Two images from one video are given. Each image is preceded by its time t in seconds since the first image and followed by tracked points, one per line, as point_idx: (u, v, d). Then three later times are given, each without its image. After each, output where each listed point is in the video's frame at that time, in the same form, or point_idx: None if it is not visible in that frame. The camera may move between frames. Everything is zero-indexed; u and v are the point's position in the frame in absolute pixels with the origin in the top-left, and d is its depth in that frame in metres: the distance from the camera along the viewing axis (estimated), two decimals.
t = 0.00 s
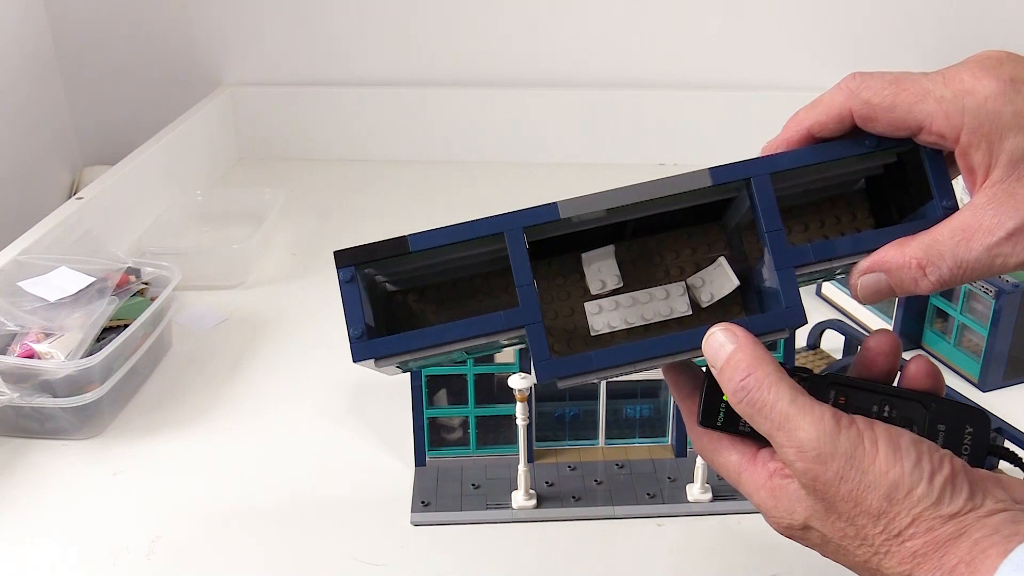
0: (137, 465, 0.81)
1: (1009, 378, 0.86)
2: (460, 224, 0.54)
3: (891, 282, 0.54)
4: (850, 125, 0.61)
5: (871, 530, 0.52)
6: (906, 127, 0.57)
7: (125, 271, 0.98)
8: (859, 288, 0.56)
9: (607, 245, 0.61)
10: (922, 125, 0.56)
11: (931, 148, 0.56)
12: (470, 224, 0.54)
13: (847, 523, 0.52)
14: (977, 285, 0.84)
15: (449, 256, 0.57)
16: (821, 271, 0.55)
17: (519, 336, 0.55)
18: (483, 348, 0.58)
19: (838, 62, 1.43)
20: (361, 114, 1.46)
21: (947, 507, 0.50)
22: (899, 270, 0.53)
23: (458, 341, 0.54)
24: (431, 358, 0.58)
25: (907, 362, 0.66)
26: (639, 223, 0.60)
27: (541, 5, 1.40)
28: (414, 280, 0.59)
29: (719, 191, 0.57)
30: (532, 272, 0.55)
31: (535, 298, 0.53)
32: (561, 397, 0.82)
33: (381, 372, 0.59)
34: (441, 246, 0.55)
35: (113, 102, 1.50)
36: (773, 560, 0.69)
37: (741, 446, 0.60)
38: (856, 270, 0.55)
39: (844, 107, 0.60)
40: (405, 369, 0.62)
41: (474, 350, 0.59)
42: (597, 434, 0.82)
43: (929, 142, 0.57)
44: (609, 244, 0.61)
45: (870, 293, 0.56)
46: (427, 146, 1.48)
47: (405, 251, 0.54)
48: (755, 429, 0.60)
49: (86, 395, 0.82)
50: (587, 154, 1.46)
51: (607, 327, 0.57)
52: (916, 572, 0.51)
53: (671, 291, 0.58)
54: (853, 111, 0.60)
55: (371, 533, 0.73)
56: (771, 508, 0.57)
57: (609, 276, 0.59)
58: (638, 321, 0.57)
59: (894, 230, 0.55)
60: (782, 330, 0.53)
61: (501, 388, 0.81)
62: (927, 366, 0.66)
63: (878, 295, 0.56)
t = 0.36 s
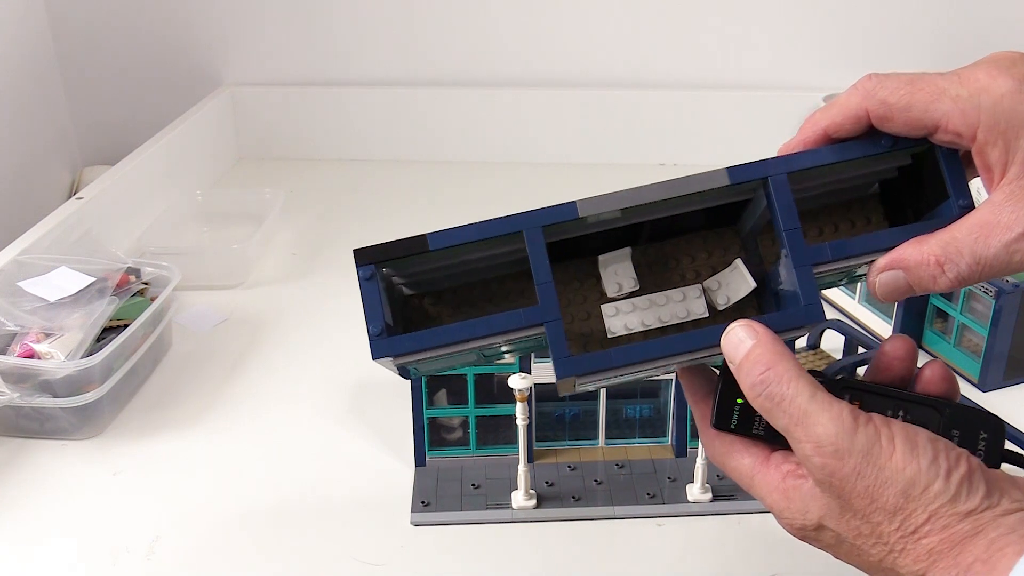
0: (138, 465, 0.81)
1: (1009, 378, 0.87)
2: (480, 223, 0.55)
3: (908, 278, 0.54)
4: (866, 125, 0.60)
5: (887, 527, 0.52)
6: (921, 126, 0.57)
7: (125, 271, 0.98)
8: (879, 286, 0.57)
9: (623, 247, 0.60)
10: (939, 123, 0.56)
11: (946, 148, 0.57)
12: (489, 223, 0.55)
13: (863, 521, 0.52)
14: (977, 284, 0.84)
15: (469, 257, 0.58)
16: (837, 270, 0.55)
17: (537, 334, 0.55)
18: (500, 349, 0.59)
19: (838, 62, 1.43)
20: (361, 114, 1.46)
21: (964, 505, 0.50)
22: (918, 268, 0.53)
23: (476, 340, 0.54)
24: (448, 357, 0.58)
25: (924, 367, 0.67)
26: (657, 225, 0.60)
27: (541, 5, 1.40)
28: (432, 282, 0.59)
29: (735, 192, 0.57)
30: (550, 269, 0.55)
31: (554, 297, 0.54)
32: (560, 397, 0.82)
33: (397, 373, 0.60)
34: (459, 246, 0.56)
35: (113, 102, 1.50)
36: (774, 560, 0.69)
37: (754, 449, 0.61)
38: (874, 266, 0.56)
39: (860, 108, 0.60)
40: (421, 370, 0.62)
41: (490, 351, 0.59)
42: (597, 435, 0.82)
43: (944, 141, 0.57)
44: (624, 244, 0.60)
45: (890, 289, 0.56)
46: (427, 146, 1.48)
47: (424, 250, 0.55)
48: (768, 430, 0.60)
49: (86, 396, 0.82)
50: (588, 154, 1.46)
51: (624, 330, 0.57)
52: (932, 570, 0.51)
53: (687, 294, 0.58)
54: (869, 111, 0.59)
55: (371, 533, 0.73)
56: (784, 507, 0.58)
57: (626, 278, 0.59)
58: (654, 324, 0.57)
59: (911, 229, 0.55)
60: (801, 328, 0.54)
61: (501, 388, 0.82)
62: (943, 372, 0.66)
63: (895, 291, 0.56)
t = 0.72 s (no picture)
0: (137, 465, 0.81)
1: (1010, 378, 0.87)
2: (516, 219, 0.56)
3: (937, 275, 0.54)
4: (890, 130, 0.62)
5: (914, 524, 0.52)
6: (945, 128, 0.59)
7: (125, 271, 0.98)
8: (903, 282, 0.56)
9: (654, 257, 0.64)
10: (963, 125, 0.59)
11: (967, 149, 0.58)
12: (526, 219, 0.56)
13: (890, 518, 0.53)
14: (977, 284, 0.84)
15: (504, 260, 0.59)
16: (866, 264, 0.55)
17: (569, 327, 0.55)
18: (532, 346, 0.58)
19: (839, 62, 1.43)
20: (361, 114, 1.46)
21: (991, 503, 0.50)
22: (943, 263, 0.53)
23: (510, 330, 0.54)
24: (480, 352, 0.57)
25: (949, 387, 0.68)
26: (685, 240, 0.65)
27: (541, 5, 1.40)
28: (463, 288, 0.60)
29: (761, 191, 0.59)
30: (583, 262, 0.56)
31: (587, 287, 0.54)
32: (561, 397, 0.82)
33: (427, 372, 0.59)
34: (495, 243, 0.56)
35: (113, 102, 1.50)
36: (775, 560, 0.69)
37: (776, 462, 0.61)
38: (900, 265, 0.55)
39: (884, 112, 0.62)
40: (450, 372, 0.61)
41: (522, 351, 0.59)
42: (597, 435, 0.82)
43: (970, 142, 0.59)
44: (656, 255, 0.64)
45: (913, 286, 0.56)
46: (427, 146, 1.48)
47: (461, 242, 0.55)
48: (793, 442, 0.59)
49: (86, 396, 0.82)
50: (588, 154, 1.46)
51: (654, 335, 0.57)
52: (955, 569, 0.52)
53: (718, 303, 0.58)
54: (893, 115, 0.61)
55: (369, 533, 0.73)
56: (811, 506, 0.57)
57: (656, 291, 0.62)
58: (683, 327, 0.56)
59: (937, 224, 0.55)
60: (832, 320, 0.54)
61: (501, 388, 0.81)
62: (970, 390, 0.67)
63: (922, 289, 0.55)
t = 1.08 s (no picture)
0: (136, 466, 0.81)
1: (1010, 378, 0.87)
2: (525, 210, 0.56)
3: (943, 265, 0.54)
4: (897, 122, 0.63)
5: (919, 512, 0.52)
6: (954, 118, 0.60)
7: (125, 271, 0.98)
8: (909, 273, 0.56)
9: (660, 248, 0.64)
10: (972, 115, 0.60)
11: (975, 140, 0.58)
12: (535, 210, 0.56)
13: (896, 506, 0.53)
14: (977, 285, 0.84)
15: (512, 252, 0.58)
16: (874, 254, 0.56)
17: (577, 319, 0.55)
18: (541, 338, 0.58)
19: (838, 63, 1.43)
20: (361, 114, 1.46)
21: (997, 493, 0.50)
22: (951, 251, 0.53)
23: (519, 322, 0.54)
24: (488, 345, 0.57)
25: (959, 377, 0.68)
26: (693, 230, 0.65)
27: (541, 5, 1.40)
28: (471, 282, 0.60)
29: (769, 183, 0.59)
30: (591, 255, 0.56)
31: (596, 279, 0.54)
32: (560, 397, 0.82)
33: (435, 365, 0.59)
34: (504, 235, 0.56)
35: (113, 102, 1.50)
36: (775, 560, 0.69)
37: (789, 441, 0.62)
38: (906, 254, 0.55)
39: (892, 105, 0.62)
40: (458, 365, 0.61)
41: (530, 343, 0.59)
42: (597, 435, 0.82)
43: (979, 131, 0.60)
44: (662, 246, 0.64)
45: (920, 276, 0.56)
46: (427, 145, 1.48)
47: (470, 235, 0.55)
48: (802, 428, 0.60)
49: (86, 396, 0.82)
50: (588, 153, 1.46)
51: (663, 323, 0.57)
52: (960, 559, 0.52)
53: (726, 296, 0.58)
54: (901, 106, 0.62)
55: (369, 534, 0.73)
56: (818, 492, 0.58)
57: (664, 283, 0.63)
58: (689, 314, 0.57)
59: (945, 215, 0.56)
60: (840, 310, 0.54)
61: (501, 388, 0.81)
62: (979, 380, 0.67)
63: (927, 279, 0.55)
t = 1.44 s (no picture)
0: (136, 466, 0.81)
1: (1010, 378, 0.87)
2: (532, 196, 0.56)
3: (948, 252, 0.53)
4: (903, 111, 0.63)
5: (921, 498, 0.52)
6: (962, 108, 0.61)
7: (125, 271, 0.98)
8: (913, 260, 0.56)
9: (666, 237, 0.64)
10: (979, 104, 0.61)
11: (979, 129, 0.58)
12: (541, 195, 0.56)
13: (898, 491, 0.53)
14: (977, 285, 0.84)
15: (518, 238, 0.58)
16: (878, 242, 0.56)
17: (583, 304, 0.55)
18: (546, 325, 0.58)
19: (838, 63, 1.43)
20: (361, 114, 1.46)
21: (998, 480, 0.50)
22: (955, 238, 0.53)
23: (525, 306, 0.54)
24: (494, 330, 0.57)
25: (962, 368, 0.68)
26: (698, 220, 0.65)
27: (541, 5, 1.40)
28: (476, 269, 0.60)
29: (774, 170, 0.59)
30: (597, 240, 0.56)
31: (602, 264, 0.54)
32: (560, 397, 0.83)
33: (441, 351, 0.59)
34: (510, 221, 0.56)
35: (113, 102, 1.50)
36: (774, 560, 0.69)
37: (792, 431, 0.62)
38: (910, 242, 0.55)
39: (898, 94, 0.63)
40: (463, 354, 0.61)
41: (535, 330, 0.59)
42: (597, 435, 0.82)
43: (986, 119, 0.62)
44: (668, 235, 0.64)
45: (924, 263, 0.55)
46: (428, 145, 1.48)
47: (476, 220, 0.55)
48: (805, 416, 0.60)
49: (86, 395, 0.82)
50: (588, 153, 1.46)
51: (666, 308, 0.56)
52: (961, 545, 0.52)
53: (731, 284, 0.58)
54: (909, 95, 0.62)
55: (370, 534, 0.73)
56: (822, 477, 0.58)
57: (668, 272, 0.63)
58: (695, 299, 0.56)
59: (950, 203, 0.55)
60: (845, 296, 0.54)
61: (501, 388, 0.81)
62: (982, 370, 0.67)
63: (931, 267, 0.55)
